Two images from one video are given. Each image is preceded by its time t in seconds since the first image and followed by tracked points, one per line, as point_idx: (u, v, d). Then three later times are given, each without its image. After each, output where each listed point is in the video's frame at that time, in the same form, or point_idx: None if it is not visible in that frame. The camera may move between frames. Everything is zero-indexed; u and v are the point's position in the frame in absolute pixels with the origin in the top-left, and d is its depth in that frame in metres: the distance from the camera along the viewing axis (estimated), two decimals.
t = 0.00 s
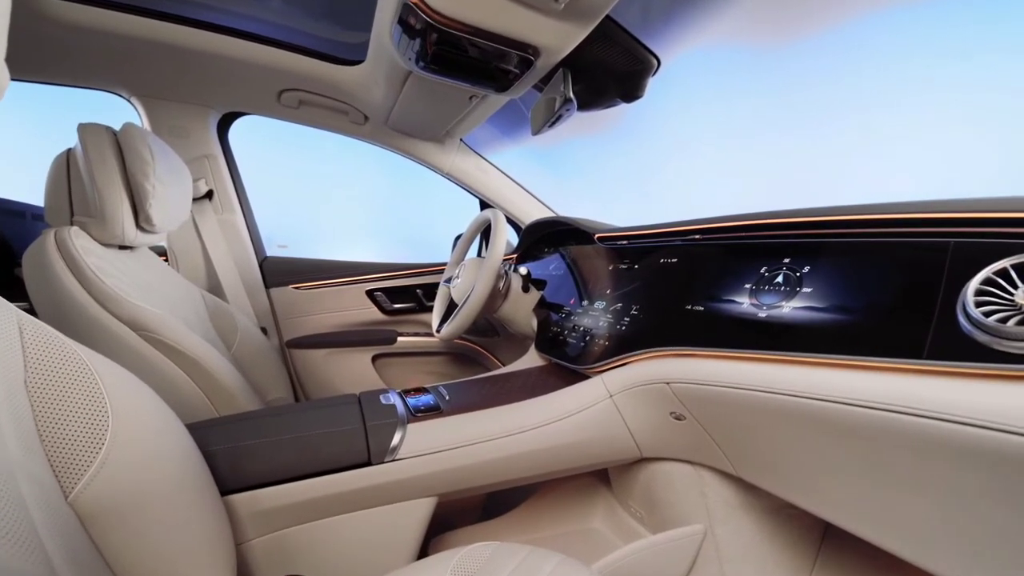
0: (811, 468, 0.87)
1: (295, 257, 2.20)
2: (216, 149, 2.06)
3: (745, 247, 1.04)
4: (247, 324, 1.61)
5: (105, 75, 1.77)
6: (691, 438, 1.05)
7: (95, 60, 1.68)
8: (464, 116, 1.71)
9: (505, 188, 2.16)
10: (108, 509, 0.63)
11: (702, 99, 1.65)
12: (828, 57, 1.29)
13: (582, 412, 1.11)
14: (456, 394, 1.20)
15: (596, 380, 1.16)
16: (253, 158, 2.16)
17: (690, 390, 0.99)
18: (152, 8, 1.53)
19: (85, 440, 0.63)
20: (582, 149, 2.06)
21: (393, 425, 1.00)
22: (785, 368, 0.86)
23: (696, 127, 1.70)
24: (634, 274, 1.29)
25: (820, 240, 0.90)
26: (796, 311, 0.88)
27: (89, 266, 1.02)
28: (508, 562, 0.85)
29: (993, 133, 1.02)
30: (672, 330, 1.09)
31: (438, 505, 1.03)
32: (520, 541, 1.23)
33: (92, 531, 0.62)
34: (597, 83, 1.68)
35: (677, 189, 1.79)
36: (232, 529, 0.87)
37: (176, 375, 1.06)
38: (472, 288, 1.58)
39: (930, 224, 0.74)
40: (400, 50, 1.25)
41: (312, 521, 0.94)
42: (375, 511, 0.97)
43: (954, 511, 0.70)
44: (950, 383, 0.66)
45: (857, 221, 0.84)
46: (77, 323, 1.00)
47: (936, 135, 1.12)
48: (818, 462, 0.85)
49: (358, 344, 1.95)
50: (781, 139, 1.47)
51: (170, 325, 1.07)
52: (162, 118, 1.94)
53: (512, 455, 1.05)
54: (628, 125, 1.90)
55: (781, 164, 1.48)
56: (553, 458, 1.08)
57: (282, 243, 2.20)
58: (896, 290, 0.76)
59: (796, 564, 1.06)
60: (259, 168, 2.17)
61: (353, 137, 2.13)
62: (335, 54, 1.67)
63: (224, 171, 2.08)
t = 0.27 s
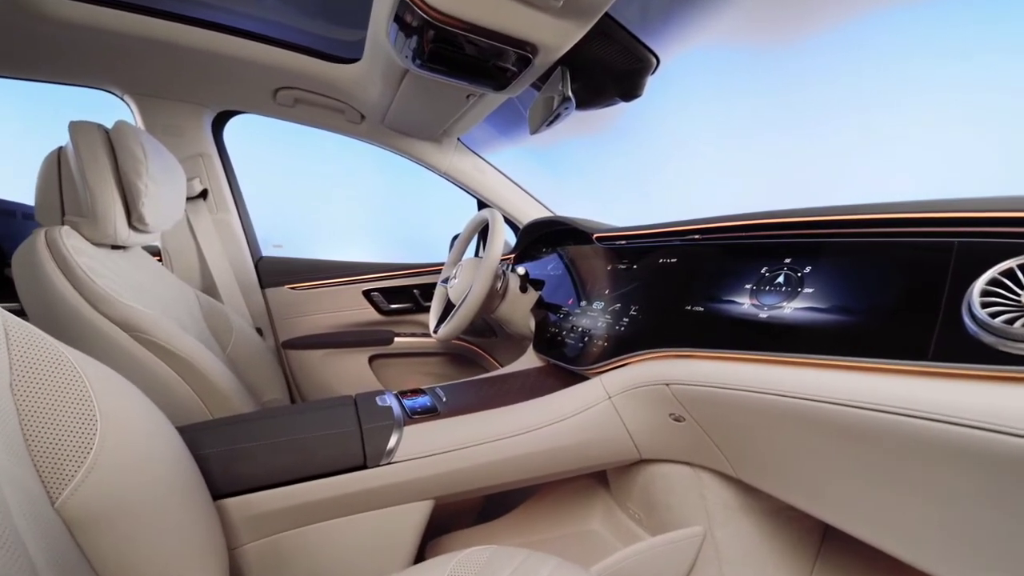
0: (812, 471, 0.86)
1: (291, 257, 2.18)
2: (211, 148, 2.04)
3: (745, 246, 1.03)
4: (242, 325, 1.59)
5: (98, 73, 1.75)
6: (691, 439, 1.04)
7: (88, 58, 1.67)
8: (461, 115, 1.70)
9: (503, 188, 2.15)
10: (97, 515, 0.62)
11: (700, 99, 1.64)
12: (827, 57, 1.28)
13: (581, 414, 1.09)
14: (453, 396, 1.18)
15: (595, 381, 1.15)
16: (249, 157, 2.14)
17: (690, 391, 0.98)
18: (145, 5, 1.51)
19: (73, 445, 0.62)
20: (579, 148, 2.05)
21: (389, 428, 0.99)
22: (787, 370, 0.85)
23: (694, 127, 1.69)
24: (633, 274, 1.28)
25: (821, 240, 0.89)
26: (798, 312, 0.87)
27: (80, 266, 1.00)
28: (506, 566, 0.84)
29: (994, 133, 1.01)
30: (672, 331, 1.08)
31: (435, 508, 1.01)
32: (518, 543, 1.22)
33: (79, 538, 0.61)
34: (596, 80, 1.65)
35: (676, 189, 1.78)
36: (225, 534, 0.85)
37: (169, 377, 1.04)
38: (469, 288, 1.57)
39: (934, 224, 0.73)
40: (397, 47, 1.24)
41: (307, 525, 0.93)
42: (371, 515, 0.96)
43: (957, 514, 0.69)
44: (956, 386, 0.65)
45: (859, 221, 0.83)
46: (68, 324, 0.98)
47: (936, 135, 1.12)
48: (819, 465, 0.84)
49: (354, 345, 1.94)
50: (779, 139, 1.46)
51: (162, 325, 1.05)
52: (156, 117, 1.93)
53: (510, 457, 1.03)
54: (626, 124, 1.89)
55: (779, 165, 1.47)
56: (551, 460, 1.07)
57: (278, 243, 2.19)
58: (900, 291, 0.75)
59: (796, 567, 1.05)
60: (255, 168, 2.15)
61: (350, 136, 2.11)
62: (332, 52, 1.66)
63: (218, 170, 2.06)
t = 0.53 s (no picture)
0: (813, 473, 0.85)
1: (286, 258, 2.16)
2: (205, 147, 2.02)
3: (745, 247, 1.02)
4: (236, 326, 1.57)
5: (89, 70, 1.73)
6: (691, 442, 1.03)
7: (78, 55, 1.64)
8: (458, 114, 1.68)
9: (500, 188, 2.13)
10: (82, 522, 0.60)
11: (698, 98, 1.63)
12: (825, 56, 1.28)
13: (579, 416, 1.08)
14: (450, 398, 1.17)
15: (593, 383, 1.13)
16: (243, 156, 2.12)
17: (689, 393, 0.97)
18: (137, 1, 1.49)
19: (57, 451, 0.60)
20: (577, 146, 2.04)
21: (384, 430, 0.98)
22: (788, 371, 0.83)
23: (691, 126, 1.68)
24: (631, 275, 1.27)
25: (823, 240, 0.88)
26: (800, 313, 0.86)
27: (69, 267, 0.98)
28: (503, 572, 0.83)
29: (993, 132, 1.00)
30: (672, 332, 1.06)
31: (432, 512, 1.00)
32: (515, 546, 1.20)
33: (64, 547, 0.59)
34: (593, 78, 1.63)
35: (674, 188, 1.77)
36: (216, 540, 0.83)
37: (160, 379, 1.03)
38: (467, 288, 1.56)
39: (938, 224, 0.72)
40: (393, 44, 1.22)
41: (301, 530, 0.91)
42: (366, 519, 0.94)
43: (962, 518, 0.68)
44: (962, 388, 0.64)
45: (860, 221, 0.82)
46: (58, 324, 0.97)
47: (935, 134, 1.11)
48: (821, 467, 0.83)
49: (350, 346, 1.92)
50: (777, 138, 1.45)
51: (154, 326, 1.03)
52: (148, 114, 1.90)
53: (508, 460, 1.02)
54: (624, 123, 1.88)
55: (777, 164, 1.46)
56: (549, 462, 1.06)
57: (273, 243, 2.17)
58: (904, 291, 0.74)
59: (796, 569, 1.04)
60: (249, 167, 2.13)
61: (345, 135, 2.10)
62: (327, 49, 1.64)
63: (212, 169, 2.05)
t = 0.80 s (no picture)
0: (815, 476, 0.84)
1: (281, 258, 2.14)
2: (198, 145, 2.00)
3: (745, 247, 1.01)
4: (230, 326, 1.56)
5: (81, 67, 1.70)
6: (691, 444, 1.02)
7: (69, 52, 1.62)
8: (455, 112, 1.67)
9: (498, 187, 2.12)
10: (66, 529, 0.59)
11: (695, 97, 1.62)
12: (823, 55, 1.27)
13: (578, 418, 1.07)
14: (447, 400, 1.16)
15: (592, 384, 1.12)
16: (238, 155, 2.10)
17: (689, 395, 0.96)
18: None
19: (41, 457, 0.59)
20: (574, 145, 2.02)
21: (380, 433, 0.96)
22: (790, 373, 0.82)
23: (689, 125, 1.67)
24: (630, 275, 1.25)
25: (824, 240, 0.86)
26: (802, 313, 0.85)
27: (59, 266, 0.97)
28: None
29: (992, 131, 0.99)
30: (671, 333, 1.05)
31: (428, 515, 0.98)
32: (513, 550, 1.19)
33: (48, 554, 0.58)
34: (591, 77, 1.63)
35: (671, 188, 1.76)
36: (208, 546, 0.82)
37: (151, 381, 1.01)
38: (464, 288, 1.54)
39: (943, 224, 0.71)
40: (389, 41, 1.21)
41: (296, 534, 0.90)
42: (362, 523, 0.93)
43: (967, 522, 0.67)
44: (967, 390, 0.63)
45: (863, 220, 0.81)
46: (46, 325, 0.95)
47: (933, 133, 1.10)
48: (823, 470, 0.81)
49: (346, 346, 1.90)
50: (775, 137, 1.44)
51: (145, 327, 1.02)
52: (140, 112, 1.88)
53: (505, 463, 1.01)
54: (622, 122, 1.87)
55: (775, 164, 1.45)
56: (547, 465, 1.04)
57: (268, 243, 2.15)
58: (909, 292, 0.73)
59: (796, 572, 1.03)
60: (244, 166, 2.11)
61: (341, 133, 2.08)
62: (323, 47, 1.62)
63: (206, 167, 2.03)
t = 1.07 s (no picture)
0: (817, 479, 0.82)
1: (277, 258, 2.12)
2: (193, 144, 1.99)
3: (746, 247, 0.99)
4: (225, 327, 1.54)
5: (74, 64, 1.69)
6: (691, 446, 1.01)
7: (61, 49, 1.60)
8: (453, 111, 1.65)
9: (496, 187, 2.11)
10: (54, 537, 0.58)
11: (694, 96, 1.61)
12: (823, 53, 1.26)
13: (577, 420, 1.06)
14: (445, 401, 1.14)
15: (591, 386, 1.11)
16: (233, 154, 2.08)
17: (689, 396, 0.95)
18: None
19: (29, 462, 0.58)
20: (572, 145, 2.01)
21: (376, 436, 0.95)
22: (792, 375, 0.81)
23: (687, 125, 1.65)
24: (629, 275, 1.24)
25: (826, 240, 0.85)
26: (804, 314, 0.84)
27: (49, 266, 0.95)
28: None
29: (992, 131, 0.98)
30: (671, 334, 1.04)
31: (425, 519, 0.97)
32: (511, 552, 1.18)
33: (34, 564, 0.57)
34: (590, 74, 1.64)
35: (669, 188, 1.75)
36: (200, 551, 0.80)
37: (143, 382, 0.99)
38: (461, 289, 1.53)
39: (947, 224, 0.70)
40: (385, 38, 1.19)
41: (291, 539, 0.88)
42: (358, 527, 0.91)
43: (971, 524, 0.66)
44: (973, 393, 0.62)
45: (865, 220, 0.79)
46: (36, 326, 0.94)
47: (932, 133, 1.09)
48: (825, 473, 0.80)
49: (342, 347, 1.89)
50: (774, 137, 1.43)
51: (137, 328, 1.00)
52: (134, 110, 1.86)
53: (504, 465, 0.99)
54: (620, 121, 1.86)
55: (774, 162, 1.44)
56: (546, 467, 1.03)
57: (264, 243, 2.13)
58: (913, 292, 0.71)
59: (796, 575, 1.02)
60: (239, 166, 2.09)
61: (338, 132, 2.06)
62: (320, 45, 1.61)
63: (201, 166, 2.01)
